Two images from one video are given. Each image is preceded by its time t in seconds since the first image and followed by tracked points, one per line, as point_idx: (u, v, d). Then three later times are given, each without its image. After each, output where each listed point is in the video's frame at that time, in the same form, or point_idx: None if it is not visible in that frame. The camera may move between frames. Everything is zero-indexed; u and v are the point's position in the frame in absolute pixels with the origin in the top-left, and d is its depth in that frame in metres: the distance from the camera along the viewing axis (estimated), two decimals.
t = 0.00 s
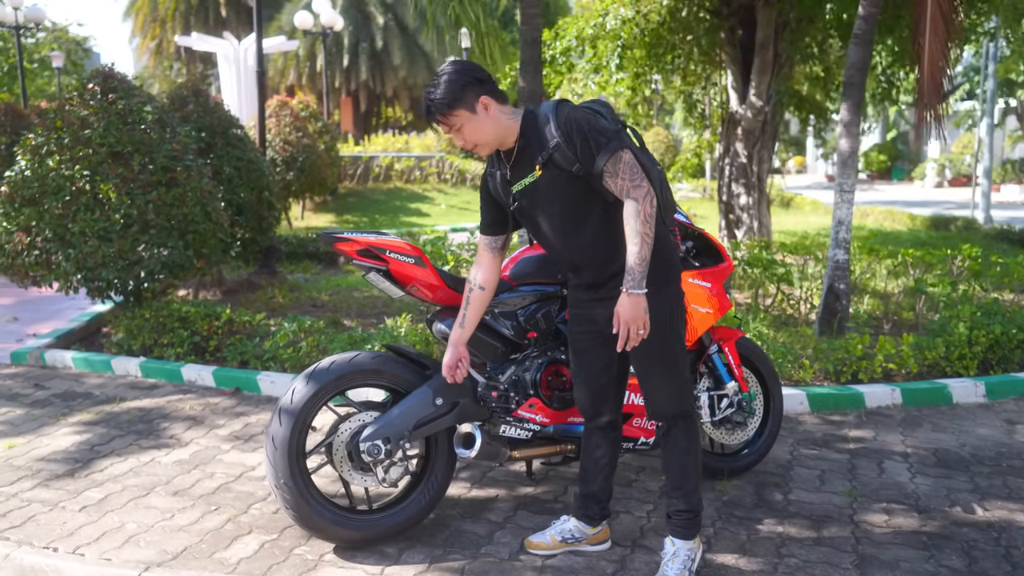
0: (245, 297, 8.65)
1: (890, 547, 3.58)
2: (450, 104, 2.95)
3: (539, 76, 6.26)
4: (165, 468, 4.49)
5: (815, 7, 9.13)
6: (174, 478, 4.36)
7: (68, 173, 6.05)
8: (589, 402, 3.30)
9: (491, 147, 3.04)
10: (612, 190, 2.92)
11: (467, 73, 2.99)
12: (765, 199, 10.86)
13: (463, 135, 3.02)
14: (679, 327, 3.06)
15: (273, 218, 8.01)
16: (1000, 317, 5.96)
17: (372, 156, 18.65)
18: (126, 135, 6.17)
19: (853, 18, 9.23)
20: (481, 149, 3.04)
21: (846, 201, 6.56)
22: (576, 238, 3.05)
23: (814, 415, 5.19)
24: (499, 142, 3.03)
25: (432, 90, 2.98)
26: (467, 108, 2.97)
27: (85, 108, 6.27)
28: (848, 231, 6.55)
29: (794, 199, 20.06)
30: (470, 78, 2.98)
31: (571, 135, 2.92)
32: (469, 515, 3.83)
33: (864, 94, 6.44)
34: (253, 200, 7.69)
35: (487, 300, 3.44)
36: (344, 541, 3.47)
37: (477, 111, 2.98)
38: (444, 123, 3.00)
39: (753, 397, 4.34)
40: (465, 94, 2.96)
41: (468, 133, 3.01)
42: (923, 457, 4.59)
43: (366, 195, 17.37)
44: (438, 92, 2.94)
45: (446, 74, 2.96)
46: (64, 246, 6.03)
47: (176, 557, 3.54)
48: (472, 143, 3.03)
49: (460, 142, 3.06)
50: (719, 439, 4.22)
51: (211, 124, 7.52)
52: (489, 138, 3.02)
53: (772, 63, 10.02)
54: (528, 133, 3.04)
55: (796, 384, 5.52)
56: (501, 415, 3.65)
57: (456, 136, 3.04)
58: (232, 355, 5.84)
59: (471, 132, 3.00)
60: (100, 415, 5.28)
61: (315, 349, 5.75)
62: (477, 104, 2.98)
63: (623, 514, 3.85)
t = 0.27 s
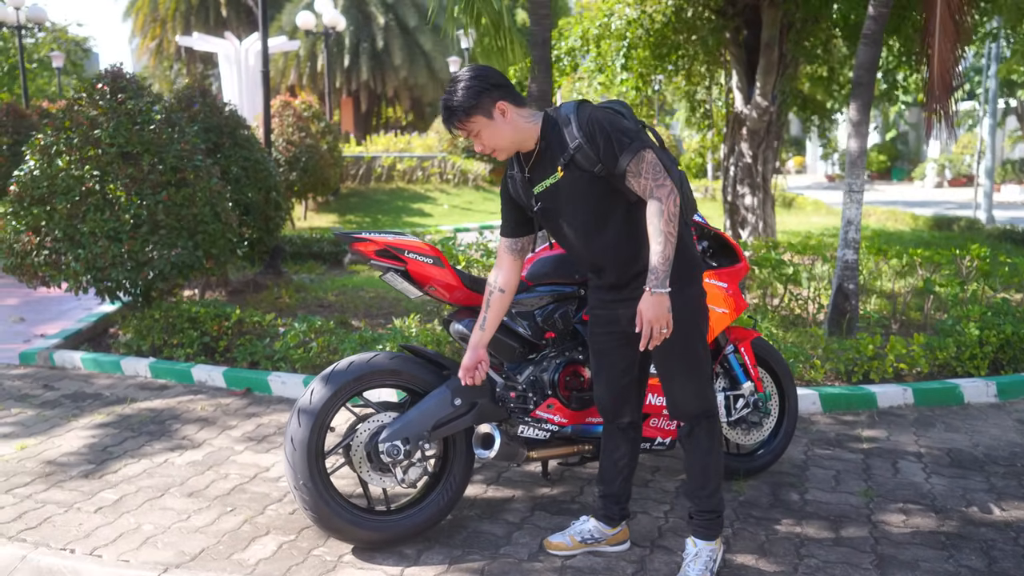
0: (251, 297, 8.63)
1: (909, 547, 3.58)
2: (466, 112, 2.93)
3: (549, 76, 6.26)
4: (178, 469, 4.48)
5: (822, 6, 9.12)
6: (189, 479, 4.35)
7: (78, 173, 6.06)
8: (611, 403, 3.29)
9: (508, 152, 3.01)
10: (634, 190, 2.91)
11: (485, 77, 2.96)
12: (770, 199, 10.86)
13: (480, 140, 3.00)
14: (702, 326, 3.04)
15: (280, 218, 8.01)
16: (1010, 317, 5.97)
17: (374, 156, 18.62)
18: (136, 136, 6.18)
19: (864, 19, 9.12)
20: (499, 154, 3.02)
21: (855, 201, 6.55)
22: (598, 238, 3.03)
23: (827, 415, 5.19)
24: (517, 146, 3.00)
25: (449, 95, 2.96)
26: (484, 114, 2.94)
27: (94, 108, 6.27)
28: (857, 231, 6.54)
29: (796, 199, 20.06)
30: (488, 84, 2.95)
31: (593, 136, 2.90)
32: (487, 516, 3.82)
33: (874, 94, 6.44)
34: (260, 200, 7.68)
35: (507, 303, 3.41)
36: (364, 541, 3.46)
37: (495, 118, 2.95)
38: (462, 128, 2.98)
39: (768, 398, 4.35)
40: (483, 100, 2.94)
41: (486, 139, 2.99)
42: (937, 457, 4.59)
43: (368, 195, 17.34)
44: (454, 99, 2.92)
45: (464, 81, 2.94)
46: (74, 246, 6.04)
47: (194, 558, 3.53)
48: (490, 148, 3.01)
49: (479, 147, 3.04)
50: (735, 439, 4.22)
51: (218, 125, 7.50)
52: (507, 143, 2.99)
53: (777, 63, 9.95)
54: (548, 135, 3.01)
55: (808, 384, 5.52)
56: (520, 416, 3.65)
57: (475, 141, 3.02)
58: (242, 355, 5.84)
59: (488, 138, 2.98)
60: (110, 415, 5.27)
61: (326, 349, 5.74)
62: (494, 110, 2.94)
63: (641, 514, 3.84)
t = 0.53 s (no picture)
0: (250, 297, 8.59)
1: (921, 545, 3.58)
2: (481, 109, 2.92)
3: (551, 76, 6.25)
4: (184, 471, 4.45)
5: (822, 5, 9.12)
6: (195, 481, 4.32)
7: (78, 172, 6.01)
8: (624, 403, 3.27)
9: (522, 151, 2.99)
10: (650, 187, 2.88)
11: (502, 74, 2.94)
12: (767, 198, 10.88)
13: (494, 138, 2.99)
14: (718, 324, 3.02)
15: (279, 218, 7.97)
16: (1013, 315, 5.98)
17: (369, 156, 18.56)
18: (136, 135, 6.15)
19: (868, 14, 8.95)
20: (513, 151, 3.00)
21: (857, 200, 6.56)
22: (614, 235, 3.01)
23: (833, 414, 5.20)
24: (531, 144, 2.98)
25: (466, 92, 2.96)
26: (499, 112, 2.93)
27: (93, 106, 6.23)
28: (859, 230, 6.55)
29: (791, 198, 20.10)
30: (504, 81, 2.94)
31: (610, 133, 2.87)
32: (497, 517, 3.81)
33: (876, 93, 6.45)
34: (259, 199, 7.65)
35: (522, 302, 3.41)
36: (375, 543, 3.43)
37: (509, 115, 2.94)
38: (477, 126, 2.97)
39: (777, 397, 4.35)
40: (498, 97, 2.92)
41: (500, 137, 2.97)
42: (944, 455, 4.60)
43: (363, 195, 17.30)
44: (469, 96, 2.92)
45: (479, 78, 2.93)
46: (74, 246, 6.00)
47: (203, 561, 3.50)
48: (504, 146, 2.99)
49: (494, 145, 3.03)
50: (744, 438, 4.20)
51: (217, 124, 7.46)
52: (521, 142, 2.97)
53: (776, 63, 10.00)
54: (564, 133, 2.99)
55: (813, 383, 5.52)
56: (532, 416, 3.63)
57: (489, 139, 3.01)
58: (244, 356, 5.81)
59: (503, 136, 2.96)
60: (112, 417, 5.23)
61: (330, 349, 5.71)
62: (509, 108, 2.93)
63: (652, 514, 3.83)
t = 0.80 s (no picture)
0: (235, 297, 8.50)
1: (924, 544, 3.58)
2: (486, 100, 2.89)
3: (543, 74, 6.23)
4: (176, 475, 4.38)
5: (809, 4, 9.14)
6: (188, 485, 4.25)
7: (63, 171, 5.91)
8: (628, 403, 3.24)
9: (527, 145, 2.96)
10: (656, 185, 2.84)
11: (508, 68, 2.92)
12: (753, 197, 10.91)
13: (498, 131, 2.95)
14: (724, 323, 2.99)
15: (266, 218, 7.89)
16: (1003, 313, 6.02)
17: (352, 156, 18.44)
18: (123, 133, 6.06)
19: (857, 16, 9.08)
20: (517, 145, 2.97)
21: (847, 199, 6.59)
22: (619, 233, 2.97)
23: (827, 413, 5.20)
24: (536, 139, 2.94)
25: (472, 85, 2.92)
26: (504, 104, 2.90)
27: (78, 104, 6.13)
28: (849, 229, 6.57)
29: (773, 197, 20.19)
30: (510, 73, 2.91)
31: (615, 129, 2.84)
32: (498, 519, 3.77)
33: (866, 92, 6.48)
34: (245, 199, 7.57)
35: (529, 300, 3.41)
36: (377, 547, 3.39)
37: (515, 108, 2.91)
38: (482, 119, 2.93)
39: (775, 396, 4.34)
40: (504, 89, 2.89)
41: (504, 130, 2.94)
42: (940, 453, 4.61)
43: (346, 195, 17.19)
44: (475, 87, 2.89)
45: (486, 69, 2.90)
46: (59, 247, 5.89)
47: (200, 568, 3.44)
48: (508, 140, 2.96)
49: (498, 139, 2.99)
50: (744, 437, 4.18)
51: (203, 123, 7.36)
52: (526, 136, 2.94)
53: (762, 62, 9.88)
54: (570, 129, 2.95)
55: (807, 382, 5.53)
56: (534, 417, 3.59)
57: (493, 132, 2.97)
58: (234, 357, 5.74)
59: (507, 129, 2.93)
60: (100, 421, 5.14)
61: (321, 350, 5.65)
62: (515, 100, 2.90)
63: (654, 515, 3.80)
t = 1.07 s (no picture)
0: (213, 299, 8.39)
1: (917, 542, 3.60)
2: (485, 96, 2.85)
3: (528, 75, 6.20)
4: (161, 482, 4.30)
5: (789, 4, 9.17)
6: (174, 492, 4.18)
7: (39, 172, 5.78)
8: (625, 405, 3.22)
9: (525, 142, 2.93)
10: (655, 184, 2.82)
11: (508, 64, 2.88)
12: (732, 197, 10.95)
13: (496, 127, 2.91)
14: (722, 323, 2.97)
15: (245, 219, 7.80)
16: (984, 311, 6.08)
17: (328, 156, 18.27)
18: (101, 133, 5.95)
19: (839, 14, 9.50)
20: (515, 143, 2.93)
21: (829, 198, 6.63)
22: (617, 232, 2.95)
23: (814, 412, 5.23)
24: (534, 137, 2.91)
25: (470, 81, 2.89)
26: (503, 101, 2.86)
27: (54, 103, 6.02)
28: (832, 229, 6.61)
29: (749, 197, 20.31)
30: (509, 69, 2.88)
31: (615, 128, 2.82)
32: (492, 523, 3.74)
33: (848, 93, 6.52)
34: (225, 200, 7.48)
35: (523, 299, 3.37)
36: (371, 554, 3.34)
37: (513, 104, 2.88)
38: (480, 116, 2.90)
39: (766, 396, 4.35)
40: (503, 85, 2.86)
41: (502, 126, 2.90)
42: (927, 451, 4.64)
43: (322, 195, 17.05)
44: (474, 83, 2.85)
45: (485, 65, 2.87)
46: (35, 249, 5.78)
47: None
48: (506, 136, 2.92)
49: (496, 136, 2.95)
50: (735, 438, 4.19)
51: (182, 122, 7.25)
52: (523, 133, 2.91)
53: (741, 62, 9.90)
54: (569, 127, 2.93)
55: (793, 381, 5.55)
56: (528, 419, 3.57)
57: (490, 128, 2.94)
58: (216, 361, 5.66)
59: (505, 125, 2.89)
60: (80, 427, 5.04)
61: (306, 353, 5.59)
62: (514, 97, 2.87)
63: (648, 516, 3.79)
